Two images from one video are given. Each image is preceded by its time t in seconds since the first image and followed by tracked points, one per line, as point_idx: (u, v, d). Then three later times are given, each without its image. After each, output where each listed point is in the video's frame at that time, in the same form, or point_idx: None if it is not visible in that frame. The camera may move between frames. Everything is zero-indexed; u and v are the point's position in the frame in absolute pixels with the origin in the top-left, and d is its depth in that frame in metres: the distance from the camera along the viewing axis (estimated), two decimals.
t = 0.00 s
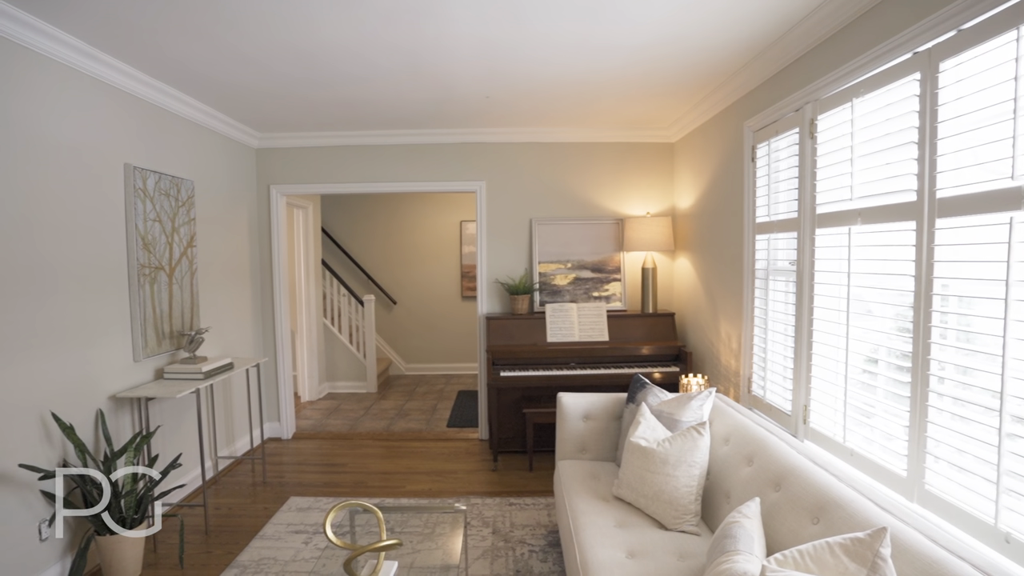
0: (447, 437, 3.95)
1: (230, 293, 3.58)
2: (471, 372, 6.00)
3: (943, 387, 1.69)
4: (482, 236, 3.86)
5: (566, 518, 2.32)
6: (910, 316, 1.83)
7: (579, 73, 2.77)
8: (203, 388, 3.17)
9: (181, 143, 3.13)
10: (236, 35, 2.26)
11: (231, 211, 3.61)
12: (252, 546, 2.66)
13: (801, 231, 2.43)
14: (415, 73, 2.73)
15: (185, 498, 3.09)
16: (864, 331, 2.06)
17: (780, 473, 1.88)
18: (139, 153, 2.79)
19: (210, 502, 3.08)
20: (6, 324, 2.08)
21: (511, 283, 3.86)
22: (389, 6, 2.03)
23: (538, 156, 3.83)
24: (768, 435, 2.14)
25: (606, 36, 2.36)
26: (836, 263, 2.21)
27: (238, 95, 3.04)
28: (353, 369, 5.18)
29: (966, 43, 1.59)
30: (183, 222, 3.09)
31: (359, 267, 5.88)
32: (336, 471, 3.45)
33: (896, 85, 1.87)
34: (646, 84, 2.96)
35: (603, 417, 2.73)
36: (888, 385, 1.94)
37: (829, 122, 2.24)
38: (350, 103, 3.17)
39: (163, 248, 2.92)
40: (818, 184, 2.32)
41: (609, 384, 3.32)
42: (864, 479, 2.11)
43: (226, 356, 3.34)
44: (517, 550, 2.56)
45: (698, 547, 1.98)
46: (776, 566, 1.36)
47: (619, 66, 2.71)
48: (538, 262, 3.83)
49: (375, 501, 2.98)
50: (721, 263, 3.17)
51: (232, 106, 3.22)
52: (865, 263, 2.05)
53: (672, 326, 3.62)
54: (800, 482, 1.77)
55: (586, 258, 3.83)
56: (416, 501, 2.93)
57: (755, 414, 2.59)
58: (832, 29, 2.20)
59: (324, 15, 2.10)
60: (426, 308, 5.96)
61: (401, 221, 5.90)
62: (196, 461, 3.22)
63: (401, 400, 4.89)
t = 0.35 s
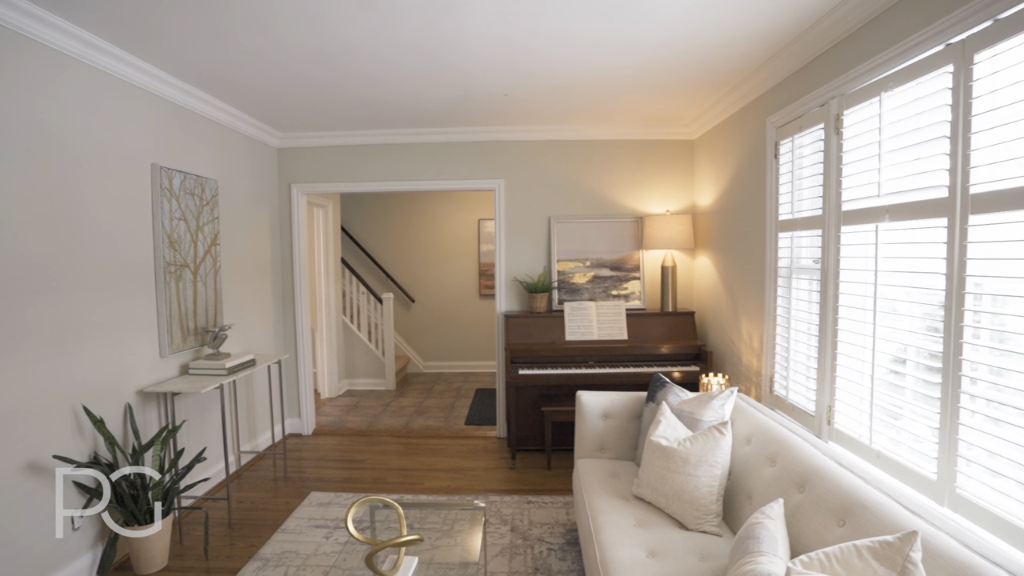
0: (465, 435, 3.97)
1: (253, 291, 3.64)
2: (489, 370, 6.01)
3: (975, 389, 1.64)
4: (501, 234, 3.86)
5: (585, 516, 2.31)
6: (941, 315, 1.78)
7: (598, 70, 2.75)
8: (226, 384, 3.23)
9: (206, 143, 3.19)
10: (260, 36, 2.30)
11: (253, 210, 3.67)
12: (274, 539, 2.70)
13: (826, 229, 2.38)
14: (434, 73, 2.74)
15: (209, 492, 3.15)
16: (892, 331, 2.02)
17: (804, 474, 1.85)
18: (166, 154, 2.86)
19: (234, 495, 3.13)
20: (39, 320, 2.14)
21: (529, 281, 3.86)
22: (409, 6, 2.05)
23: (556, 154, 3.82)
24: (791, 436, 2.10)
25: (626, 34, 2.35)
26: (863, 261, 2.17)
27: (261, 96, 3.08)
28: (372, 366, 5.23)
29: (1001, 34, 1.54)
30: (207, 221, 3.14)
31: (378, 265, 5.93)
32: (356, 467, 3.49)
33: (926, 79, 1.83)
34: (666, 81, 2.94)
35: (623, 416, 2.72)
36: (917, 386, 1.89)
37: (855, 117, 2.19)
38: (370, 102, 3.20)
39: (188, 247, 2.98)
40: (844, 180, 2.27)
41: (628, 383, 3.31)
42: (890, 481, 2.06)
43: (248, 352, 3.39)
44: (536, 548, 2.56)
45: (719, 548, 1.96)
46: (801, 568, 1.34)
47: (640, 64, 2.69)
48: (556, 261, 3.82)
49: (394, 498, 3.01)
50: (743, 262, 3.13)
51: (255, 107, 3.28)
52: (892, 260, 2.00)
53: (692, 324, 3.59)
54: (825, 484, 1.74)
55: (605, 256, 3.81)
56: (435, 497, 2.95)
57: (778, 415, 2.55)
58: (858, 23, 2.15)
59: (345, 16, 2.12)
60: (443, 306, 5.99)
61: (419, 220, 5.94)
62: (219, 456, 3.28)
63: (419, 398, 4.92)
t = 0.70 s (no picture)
0: (481, 433, 3.98)
1: (272, 289, 3.69)
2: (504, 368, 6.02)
3: (1007, 391, 1.60)
4: (517, 233, 3.86)
5: (602, 515, 2.30)
6: (969, 316, 1.73)
7: (616, 68, 2.74)
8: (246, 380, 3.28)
9: (226, 143, 3.23)
10: (280, 36, 2.33)
11: (273, 209, 3.72)
12: (293, 534, 2.74)
13: (849, 227, 2.34)
14: (452, 71, 2.75)
15: (229, 486, 3.21)
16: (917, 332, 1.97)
17: (826, 475, 1.82)
18: (188, 154, 2.91)
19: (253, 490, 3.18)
20: (66, 316, 2.20)
21: (546, 280, 3.85)
22: (427, 3, 2.06)
23: (573, 152, 3.81)
24: (813, 437, 2.07)
25: (644, 30, 2.33)
26: (886, 260, 2.12)
27: (280, 96, 3.12)
28: (389, 364, 5.27)
29: None
30: (227, 219, 3.19)
31: (394, 264, 5.97)
32: (373, 464, 3.52)
33: (955, 73, 1.78)
34: (684, 78, 2.91)
35: (641, 415, 2.70)
36: (944, 387, 1.85)
37: (880, 113, 2.15)
38: (388, 101, 3.22)
39: (210, 245, 3.03)
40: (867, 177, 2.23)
41: (645, 382, 3.29)
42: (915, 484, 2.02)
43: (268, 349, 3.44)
44: (552, 547, 2.56)
45: (739, 549, 1.94)
46: (824, 571, 1.32)
47: (658, 61, 2.67)
48: (573, 259, 3.81)
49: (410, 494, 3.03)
50: (763, 260, 3.09)
51: (275, 107, 3.32)
52: (918, 257, 1.95)
53: (710, 324, 3.55)
54: (848, 486, 1.71)
55: (622, 255, 3.79)
56: (451, 495, 2.97)
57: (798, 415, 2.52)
58: (882, 18, 2.11)
59: (363, 14, 2.14)
60: (459, 304, 6.01)
61: (436, 218, 5.96)
62: (239, 451, 3.33)
63: (435, 396, 4.95)
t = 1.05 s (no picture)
0: (498, 431, 3.98)
1: (292, 287, 3.74)
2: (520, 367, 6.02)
3: None
4: (535, 231, 3.86)
5: (620, 515, 2.29)
6: (1001, 315, 1.68)
7: (635, 65, 2.72)
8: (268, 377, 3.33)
9: (248, 143, 3.28)
10: (302, 37, 2.36)
11: (293, 208, 3.77)
12: (313, 528, 2.77)
13: (874, 224, 2.29)
14: (470, 69, 2.76)
15: (251, 481, 3.26)
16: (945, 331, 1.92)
17: (850, 477, 1.79)
18: (211, 154, 2.96)
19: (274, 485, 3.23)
20: (95, 312, 2.26)
21: (564, 279, 3.84)
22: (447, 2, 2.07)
23: (591, 150, 3.80)
24: (836, 438, 2.03)
25: (663, 27, 2.32)
26: (913, 258, 2.08)
27: (300, 96, 3.16)
28: (406, 362, 5.30)
29: None
30: (249, 218, 3.24)
31: (412, 262, 6.00)
32: (391, 461, 3.55)
33: (986, 66, 1.73)
34: (704, 74, 2.88)
35: (659, 414, 2.68)
36: (974, 389, 1.80)
37: (906, 108, 2.10)
38: (407, 100, 3.24)
39: (232, 244, 3.08)
40: (893, 173, 2.18)
41: (663, 382, 3.26)
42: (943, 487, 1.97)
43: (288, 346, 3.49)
44: (570, 546, 2.56)
45: (760, 550, 1.91)
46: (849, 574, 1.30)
47: (678, 58, 2.65)
48: (591, 258, 3.79)
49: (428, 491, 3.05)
50: (784, 259, 3.05)
51: (296, 107, 3.36)
52: (946, 255, 1.90)
53: (729, 323, 3.51)
54: (874, 488, 1.68)
55: (640, 254, 3.77)
56: (469, 492, 2.98)
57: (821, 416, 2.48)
58: (909, 10, 2.06)
59: (383, 13, 2.15)
60: (477, 303, 6.03)
61: (453, 217, 5.98)
62: (260, 446, 3.38)
63: (453, 394, 4.97)
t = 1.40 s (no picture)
0: (513, 430, 3.99)
1: (310, 285, 3.78)
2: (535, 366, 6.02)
3: None
4: (550, 230, 3.86)
5: (636, 514, 2.28)
6: None
7: (652, 62, 2.70)
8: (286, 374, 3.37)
9: (267, 142, 3.32)
10: (320, 37, 2.38)
11: (311, 207, 3.81)
12: (329, 524, 2.80)
13: (897, 222, 2.25)
14: (487, 68, 2.76)
15: (269, 476, 3.31)
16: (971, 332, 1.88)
17: (872, 480, 1.76)
18: (231, 153, 3.00)
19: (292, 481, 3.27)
20: (120, 309, 2.31)
21: (579, 277, 3.83)
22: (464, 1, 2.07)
23: (607, 148, 3.78)
24: (858, 439, 2.00)
25: (681, 24, 2.30)
26: (938, 256, 2.03)
27: (318, 96, 3.19)
28: (421, 360, 5.33)
29: None
30: (268, 217, 3.28)
31: (427, 261, 6.03)
32: (406, 458, 3.57)
33: (1015, 60, 1.69)
34: (723, 71, 2.85)
35: (676, 414, 2.66)
36: (1001, 390, 1.75)
37: (931, 104, 2.06)
38: (423, 100, 3.25)
39: (251, 242, 3.13)
40: (917, 170, 2.14)
41: (680, 381, 3.24)
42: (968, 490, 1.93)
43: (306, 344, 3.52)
44: (585, 544, 2.55)
45: (779, 552, 1.89)
46: None
47: (695, 55, 2.63)
48: (606, 256, 3.78)
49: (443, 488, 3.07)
50: (803, 257, 3.01)
51: (313, 107, 3.39)
52: (972, 254, 1.86)
53: (747, 322, 3.48)
54: (896, 491, 1.65)
55: (656, 252, 3.74)
56: (484, 490, 2.99)
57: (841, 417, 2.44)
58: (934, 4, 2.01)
59: (400, 14, 2.17)
60: (491, 301, 6.04)
61: (469, 215, 6.00)
62: (278, 442, 3.43)
63: (467, 392, 4.98)
